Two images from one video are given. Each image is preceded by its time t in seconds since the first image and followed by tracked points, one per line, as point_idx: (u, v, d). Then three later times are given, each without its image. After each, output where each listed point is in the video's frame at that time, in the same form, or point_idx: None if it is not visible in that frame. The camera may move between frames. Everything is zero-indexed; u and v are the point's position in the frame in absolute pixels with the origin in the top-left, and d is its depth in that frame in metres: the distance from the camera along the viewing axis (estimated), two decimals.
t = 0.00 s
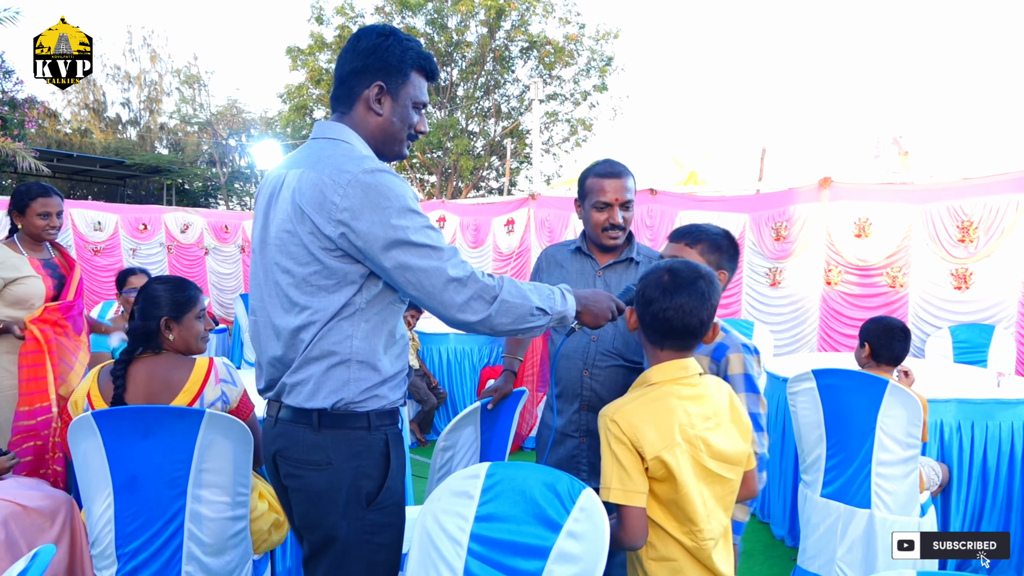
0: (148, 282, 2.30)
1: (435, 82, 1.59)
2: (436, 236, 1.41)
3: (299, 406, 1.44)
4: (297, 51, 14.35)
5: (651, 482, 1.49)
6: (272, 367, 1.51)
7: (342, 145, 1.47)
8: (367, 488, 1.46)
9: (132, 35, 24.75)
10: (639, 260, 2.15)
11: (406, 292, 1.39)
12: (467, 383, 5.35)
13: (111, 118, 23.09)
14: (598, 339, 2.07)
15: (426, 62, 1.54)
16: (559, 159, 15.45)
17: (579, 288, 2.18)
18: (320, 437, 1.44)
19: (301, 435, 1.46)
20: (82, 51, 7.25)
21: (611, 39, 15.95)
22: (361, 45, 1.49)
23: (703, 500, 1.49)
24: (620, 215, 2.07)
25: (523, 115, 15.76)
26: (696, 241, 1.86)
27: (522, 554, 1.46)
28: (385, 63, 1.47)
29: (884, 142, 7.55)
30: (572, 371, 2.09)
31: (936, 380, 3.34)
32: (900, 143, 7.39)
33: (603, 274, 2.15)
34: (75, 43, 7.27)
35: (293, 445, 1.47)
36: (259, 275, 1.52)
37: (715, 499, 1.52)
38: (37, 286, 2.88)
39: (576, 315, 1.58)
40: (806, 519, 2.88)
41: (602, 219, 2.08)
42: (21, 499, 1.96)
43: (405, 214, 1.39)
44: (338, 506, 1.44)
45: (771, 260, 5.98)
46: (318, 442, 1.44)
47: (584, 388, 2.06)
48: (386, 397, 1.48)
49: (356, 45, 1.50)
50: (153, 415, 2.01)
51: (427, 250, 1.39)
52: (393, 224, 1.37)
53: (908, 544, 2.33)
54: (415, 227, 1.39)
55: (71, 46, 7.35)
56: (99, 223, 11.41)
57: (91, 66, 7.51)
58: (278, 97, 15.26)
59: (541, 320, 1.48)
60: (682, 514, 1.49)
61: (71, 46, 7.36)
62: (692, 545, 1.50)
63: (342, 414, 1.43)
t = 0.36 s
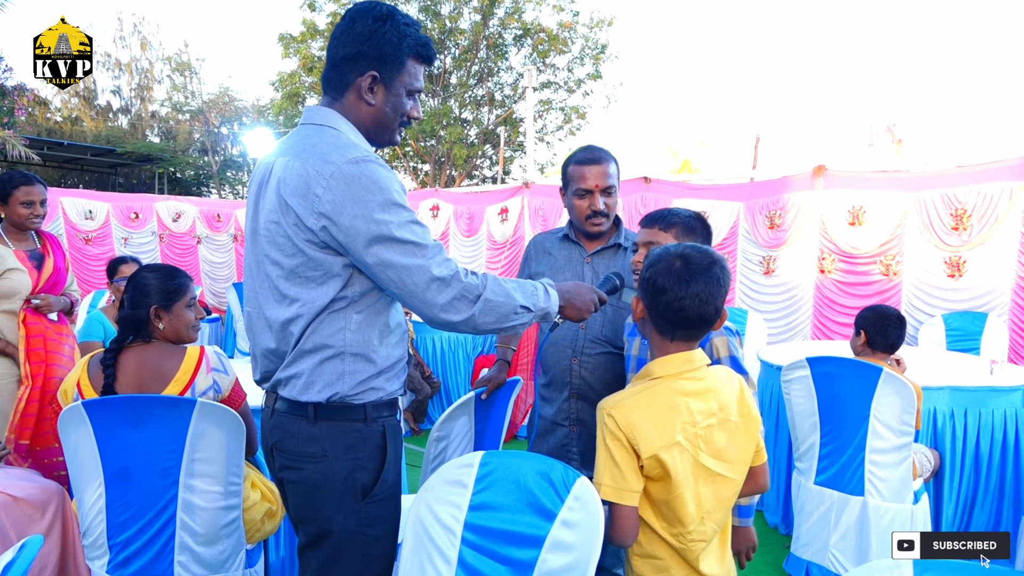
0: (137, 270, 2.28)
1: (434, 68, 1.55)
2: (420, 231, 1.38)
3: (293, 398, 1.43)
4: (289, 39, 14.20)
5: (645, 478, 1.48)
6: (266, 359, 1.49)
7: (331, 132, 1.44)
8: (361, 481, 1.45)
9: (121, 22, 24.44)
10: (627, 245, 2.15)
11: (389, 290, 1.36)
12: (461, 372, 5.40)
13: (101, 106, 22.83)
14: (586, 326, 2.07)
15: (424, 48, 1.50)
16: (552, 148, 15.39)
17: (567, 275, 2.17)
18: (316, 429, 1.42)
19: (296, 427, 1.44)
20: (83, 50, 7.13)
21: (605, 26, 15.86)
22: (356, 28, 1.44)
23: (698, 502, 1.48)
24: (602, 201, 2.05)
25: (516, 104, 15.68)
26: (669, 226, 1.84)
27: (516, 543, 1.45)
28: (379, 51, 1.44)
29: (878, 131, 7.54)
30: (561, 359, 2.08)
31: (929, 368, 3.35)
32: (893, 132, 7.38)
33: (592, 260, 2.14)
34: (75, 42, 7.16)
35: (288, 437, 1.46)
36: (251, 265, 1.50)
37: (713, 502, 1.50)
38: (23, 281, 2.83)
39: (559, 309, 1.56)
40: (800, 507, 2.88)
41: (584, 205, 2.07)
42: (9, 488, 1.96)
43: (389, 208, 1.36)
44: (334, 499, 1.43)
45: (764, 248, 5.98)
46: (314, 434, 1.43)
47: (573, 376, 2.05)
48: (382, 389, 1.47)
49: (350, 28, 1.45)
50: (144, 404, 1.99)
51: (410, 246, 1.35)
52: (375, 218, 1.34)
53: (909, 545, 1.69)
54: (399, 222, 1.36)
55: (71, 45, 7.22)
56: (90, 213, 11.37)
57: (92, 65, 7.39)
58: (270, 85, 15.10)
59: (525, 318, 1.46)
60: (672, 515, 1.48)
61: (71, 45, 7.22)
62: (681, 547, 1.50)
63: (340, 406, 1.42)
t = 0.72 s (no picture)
0: (132, 271, 2.26)
1: (430, 68, 1.54)
2: (408, 228, 1.37)
3: (275, 397, 1.42)
4: (285, 39, 14.18)
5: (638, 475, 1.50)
6: (250, 356, 1.49)
7: (323, 129, 1.43)
8: (342, 481, 1.44)
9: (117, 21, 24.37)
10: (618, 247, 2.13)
11: (374, 286, 1.35)
12: (456, 373, 5.38)
13: (97, 105, 22.74)
14: (578, 330, 2.06)
15: (419, 47, 1.49)
16: (549, 149, 15.38)
17: (558, 279, 2.16)
18: (296, 428, 1.42)
19: (277, 426, 1.44)
20: (82, 50, 7.05)
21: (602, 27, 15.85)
22: (351, 27, 1.45)
23: (696, 501, 1.46)
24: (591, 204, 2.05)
25: (513, 105, 15.67)
26: (658, 232, 1.83)
27: (512, 546, 1.45)
28: (373, 47, 1.43)
29: (874, 133, 7.54)
30: (553, 364, 2.07)
31: (924, 370, 3.35)
32: (889, 134, 7.39)
33: (583, 263, 2.13)
34: (74, 42, 7.06)
35: (268, 437, 1.46)
36: (240, 263, 1.49)
37: (712, 504, 1.46)
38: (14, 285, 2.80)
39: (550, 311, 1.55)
40: (795, 509, 2.88)
41: (573, 209, 2.07)
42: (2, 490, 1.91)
43: (377, 205, 1.35)
44: (314, 499, 1.43)
45: (760, 250, 5.99)
46: (293, 434, 1.42)
47: (565, 381, 2.05)
48: (364, 390, 1.44)
49: (346, 27, 1.46)
50: (137, 406, 1.98)
51: (397, 243, 1.34)
52: (362, 215, 1.33)
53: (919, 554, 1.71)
54: (386, 219, 1.35)
55: (70, 46, 7.13)
56: (85, 212, 11.36)
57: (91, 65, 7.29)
58: (266, 85, 15.07)
59: (513, 318, 1.45)
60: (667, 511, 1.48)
61: (71, 45, 7.13)
62: (676, 544, 1.49)
63: (321, 406, 1.41)
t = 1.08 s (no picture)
0: (126, 278, 2.25)
1: (426, 78, 1.54)
2: (398, 236, 1.36)
3: (268, 403, 1.42)
4: (280, 44, 14.18)
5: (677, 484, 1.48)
6: (243, 363, 1.48)
7: (316, 137, 1.43)
8: (334, 488, 1.43)
9: (112, 27, 24.34)
10: (598, 252, 2.13)
11: (364, 294, 1.35)
12: (452, 380, 5.32)
13: (91, 111, 22.67)
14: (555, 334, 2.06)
15: (415, 57, 1.49)
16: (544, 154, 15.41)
17: (539, 283, 2.16)
18: (288, 435, 1.42)
19: (269, 432, 1.44)
20: (82, 49, 6.98)
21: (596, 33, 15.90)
22: (348, 35, 1.45)
23: (731, 508, 1.47)
24: (571, 208, 2.05)
25: (508, 110, 15.70)
26: (651, 238, 1.83)
27: (509, 553, 1.44)
28: (369, 57, 1.43)
29: (868, 137, 7.58)
30: (531, 369, 2.08)
31: (919, 375, 3.35)
32: (883, 139, 7.43)
33: (562, 268, 2.13)
34: (75, 41, 6.98)
35: (260, 443, 1.46)
36: (234, 270, 1.49)
37: (746, 510, 1.48)
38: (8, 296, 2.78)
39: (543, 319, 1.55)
40: (792, 514, 2.87)
41: (553, 213, 2.07)
42: None
43: (368, 213, 1.34)
44: (306, 506, 1.42)
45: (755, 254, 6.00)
46: (285, 440, 1.42)
47: (542, 387, 2.05)
48: (357, 397, 1.44)
49: (343, 35, 1.46)
50: (132, 413, 1.97)
51: (388, 251, 1.34)
52: (352, 223, 1.32)
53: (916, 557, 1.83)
54: (377, 226, 1.34)
55: (71, 45, 7.07)
56: (79, 218, 11.33)
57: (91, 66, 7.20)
58: (261, 91, 15.06)
59: (505, 326, 1.45)
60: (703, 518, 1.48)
61: (71, 45, 7.07)
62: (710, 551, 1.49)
63: (314, 412, 1.41)
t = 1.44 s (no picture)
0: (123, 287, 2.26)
1: (428, 90, 1.55)
2: (396, 247, 1.37)
3: (267, 413, 1.42)
4: (277, 53, 14.22)
5: (733, 498, 1.47)
6: (243, 372, 1.48)
7: (316, 149, 1.44)
8: (333, 497, 1.43)
9: (110, 37, 24.40)
10: (589, 261, 2.13)
11: (362, 305, 1.35)
12: (449, 388, 5.32)
13: (88, 120, 22.69)
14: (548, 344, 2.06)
15: (417, 70, 1.50)
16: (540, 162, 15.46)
17: (530, 293, 2.17)
18: (288, 443, 1.42)
19: (270, 441, 1.44)
20: (82, 50, 6.96)
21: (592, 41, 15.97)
22: (350, 48, 1.46)
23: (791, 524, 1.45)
24: (561, 217, 2.05)
25: (504, 118, 15.76)
26: (653, 254, 1.82)
27: (504, 562, 1.44)
28: (371, 69, 1.44)
29: (863, 144, 7.61)
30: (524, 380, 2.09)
31: (916, 381, 3.36)
32: (878, 145, 7.46)
33: (553, 277, 2.14)
34: (74, 41, 6.96)
35: (260, 451, 1.46)
36: (234, 280, 1.49)
37: (806, 528, 1.45)
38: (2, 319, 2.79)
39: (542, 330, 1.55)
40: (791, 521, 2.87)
41: (544, 222, 2.07)
42: None
43: (366, 224, 1.35)
44: (306, 514, 1.42)
45: (751, 261, 6.03)
46: (286, 449, 1.42)
47: (534, 397, 2.06)
48: (357, 406, 1.44)
49: (345, 47, 1.47)
50: (127, 423, 1.96)
51: (385, 262, 1.34)
52: (350, 234, 1.33)
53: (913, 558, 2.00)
54: (375, 237, 1.35)
55: (70, 45, 7.06)
56: (76, 227, 11.35)
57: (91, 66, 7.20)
58: (258, 100, 15.09)
59: (503, 337, 1.45)
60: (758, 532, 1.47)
61: (71, 45, 7.06)
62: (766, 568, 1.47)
63: (314, 421, 1.41)
